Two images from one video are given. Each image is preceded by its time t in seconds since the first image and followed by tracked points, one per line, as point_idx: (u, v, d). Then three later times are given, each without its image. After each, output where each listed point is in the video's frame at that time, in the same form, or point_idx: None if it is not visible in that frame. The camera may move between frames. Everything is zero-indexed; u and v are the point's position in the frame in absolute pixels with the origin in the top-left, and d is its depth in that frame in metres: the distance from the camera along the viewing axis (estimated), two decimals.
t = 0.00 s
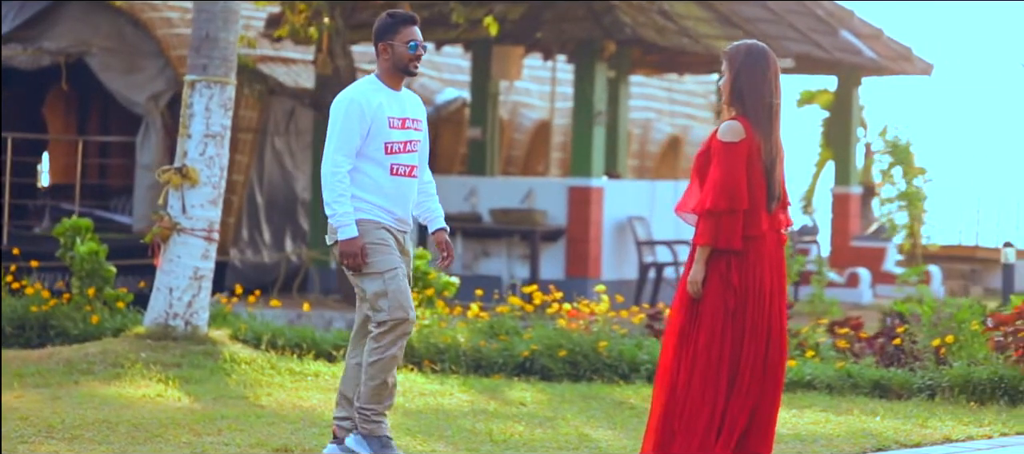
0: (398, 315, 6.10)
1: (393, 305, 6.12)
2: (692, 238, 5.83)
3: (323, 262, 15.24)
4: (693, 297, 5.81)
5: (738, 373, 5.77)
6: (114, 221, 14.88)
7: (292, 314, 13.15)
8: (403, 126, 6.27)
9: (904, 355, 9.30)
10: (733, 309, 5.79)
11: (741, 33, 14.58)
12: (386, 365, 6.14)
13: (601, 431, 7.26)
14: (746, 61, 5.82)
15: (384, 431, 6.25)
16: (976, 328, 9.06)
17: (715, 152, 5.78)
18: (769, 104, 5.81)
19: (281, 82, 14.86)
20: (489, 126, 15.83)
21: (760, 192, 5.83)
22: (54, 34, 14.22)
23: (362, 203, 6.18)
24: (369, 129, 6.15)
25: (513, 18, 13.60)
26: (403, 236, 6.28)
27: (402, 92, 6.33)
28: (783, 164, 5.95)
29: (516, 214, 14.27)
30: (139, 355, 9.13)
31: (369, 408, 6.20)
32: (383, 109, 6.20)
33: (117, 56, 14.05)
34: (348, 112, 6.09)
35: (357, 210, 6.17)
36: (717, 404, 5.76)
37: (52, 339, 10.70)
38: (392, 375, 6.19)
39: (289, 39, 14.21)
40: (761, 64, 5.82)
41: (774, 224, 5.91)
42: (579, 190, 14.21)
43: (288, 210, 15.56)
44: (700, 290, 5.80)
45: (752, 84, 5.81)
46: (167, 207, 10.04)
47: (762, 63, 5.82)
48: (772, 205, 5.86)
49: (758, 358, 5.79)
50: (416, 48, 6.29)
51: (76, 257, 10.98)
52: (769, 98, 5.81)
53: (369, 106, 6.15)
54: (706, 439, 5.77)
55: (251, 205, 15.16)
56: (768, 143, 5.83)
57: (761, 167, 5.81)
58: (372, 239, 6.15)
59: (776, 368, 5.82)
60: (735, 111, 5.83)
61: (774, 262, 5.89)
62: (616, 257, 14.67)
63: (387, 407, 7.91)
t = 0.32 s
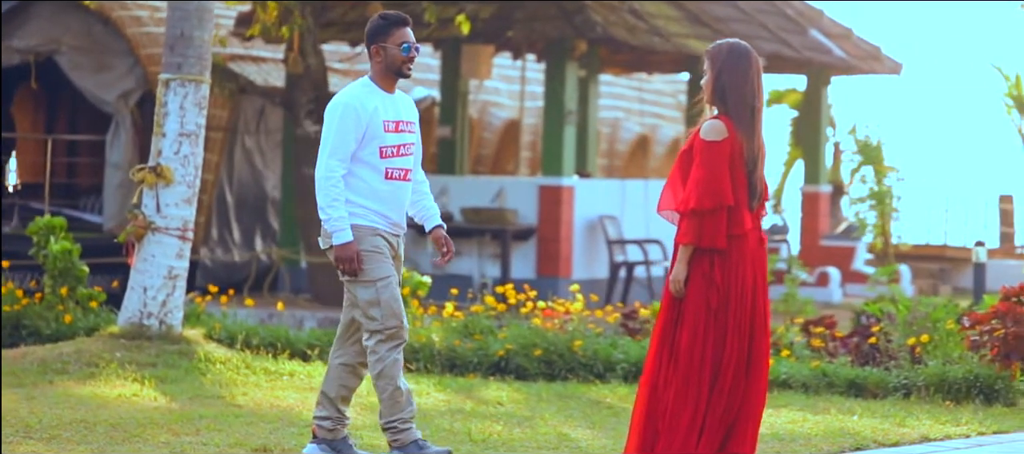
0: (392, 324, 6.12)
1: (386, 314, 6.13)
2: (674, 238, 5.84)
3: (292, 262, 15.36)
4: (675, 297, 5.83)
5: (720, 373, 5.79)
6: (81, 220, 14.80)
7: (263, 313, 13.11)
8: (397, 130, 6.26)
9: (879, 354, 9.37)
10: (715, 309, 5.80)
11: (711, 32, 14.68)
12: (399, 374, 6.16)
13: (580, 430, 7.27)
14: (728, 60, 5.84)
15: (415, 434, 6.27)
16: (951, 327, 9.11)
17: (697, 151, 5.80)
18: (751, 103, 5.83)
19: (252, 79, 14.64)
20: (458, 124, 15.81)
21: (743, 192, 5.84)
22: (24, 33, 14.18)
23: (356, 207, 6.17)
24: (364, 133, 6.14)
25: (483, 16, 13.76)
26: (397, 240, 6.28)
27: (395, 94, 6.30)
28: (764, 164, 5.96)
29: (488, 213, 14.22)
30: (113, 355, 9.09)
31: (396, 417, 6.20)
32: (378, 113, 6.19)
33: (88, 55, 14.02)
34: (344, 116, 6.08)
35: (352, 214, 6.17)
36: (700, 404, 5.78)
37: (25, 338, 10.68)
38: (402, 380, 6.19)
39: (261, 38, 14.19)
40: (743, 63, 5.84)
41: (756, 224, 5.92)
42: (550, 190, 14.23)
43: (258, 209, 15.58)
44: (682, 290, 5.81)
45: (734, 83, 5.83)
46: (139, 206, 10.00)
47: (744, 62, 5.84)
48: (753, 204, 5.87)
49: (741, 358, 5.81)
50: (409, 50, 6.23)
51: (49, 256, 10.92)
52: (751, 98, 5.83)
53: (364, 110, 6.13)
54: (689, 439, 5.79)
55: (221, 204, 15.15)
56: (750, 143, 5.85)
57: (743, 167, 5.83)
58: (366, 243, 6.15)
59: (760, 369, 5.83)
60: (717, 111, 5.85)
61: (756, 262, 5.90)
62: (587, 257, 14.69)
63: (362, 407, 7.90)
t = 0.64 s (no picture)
0: (388, 336, 6.14)
1: (383, 326, 6.14)
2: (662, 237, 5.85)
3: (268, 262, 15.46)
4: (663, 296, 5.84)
5: (709, 372, 5.81)
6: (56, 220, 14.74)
7: (239, 313, 13.08)
8: (397, 133, 6.25)
9: (859, 354, 9.45)
10: (704, 307, 5.82)
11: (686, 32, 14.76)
12: (400, 379, 6.13)
13: (563, 430, 7.28)
14: (716, 59, 5.83)
15: (425, 435, 6.18)
16: (931, 327, 9.16)
17: (686, 150, 5.80)
18: (739, 102, 5.84)
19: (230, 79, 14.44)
20: (433, 124, 15.85)
21: (731, 191, 5.85)
22: None
23: (359, 212, 6.16)
24: (365, 137, 6.13)
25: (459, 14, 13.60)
26: (399, 246, 6.26)
27: (394, 97, 6.29)
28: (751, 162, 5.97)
29: (463, 214, 14.20)
30: (93, 355, 9.05)
31: (402, 421, 6.14)
32: (378, 117, 6.17)
33: (63, 55, 14.00)
34: (345, 121, 6.06)
35: (356, 220, 6.15)
36: (688, 404, 5.80)
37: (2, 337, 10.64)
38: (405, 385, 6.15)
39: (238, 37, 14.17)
40: (732, 62, 5.84)
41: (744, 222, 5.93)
42: (526, 189, 14.23)
43: (233, 208, 15.53)
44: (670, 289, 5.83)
45: (723, 82, 5.83)
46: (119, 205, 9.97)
47: (732, 61, 5.83)
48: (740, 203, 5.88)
49: (729, 356, 5.83)
50: (407, 53, 6.22)
51: (26, 254, 10.87)
52: (739, 96, 5.84)
53: (365, 115, 6.11)
54: (679, 438, 5.80)
55: (196, 203, 15.10)
56: (738, 142, 5.86)
57: (731, 166, 5.83)
58: (369, 251, 6.14)
59: (747, 366, 5.86)
60: (706, 109, 5.85)
61: (744, 260, 5.92)
62: (563, 256, 14.71)
63: (343, 408, 7.89)
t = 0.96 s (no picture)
0: (392, 340, 6.00)
1: (388, 330, 6.00)
2: (651, 237, 5.86)
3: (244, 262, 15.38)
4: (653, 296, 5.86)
5: (700, 374, 5.83)
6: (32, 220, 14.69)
7: (216, 313, 13.04)
8: (397, 132, 6.16)
9: (840, 354, 9.43)
10: (694, 307, 5.84)
11: (662, 31, 14.83)
12: (402, 387, 6.00)
13: (548, 430, 7.28)
14: (705, 59, 5.84)
15: (421, 444, 6.05)
16: (912, 326, 9.22)
17: (675, 150, 5.80)
18: (728, 102, 5.85)
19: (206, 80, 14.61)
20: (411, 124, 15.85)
21: (720, 191, 5.86)
22: None
23: (366, 214, 6.06)
24: (367, 138, 6.04)
25: (436, 15, 13.62)
26: (403, 246, 6.17)
27: (392, 97, 6.20)
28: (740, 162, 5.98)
29: (439, 213, 14.05)
30: (73, 355, 9.01)
31: (399, 428, 6.01)
32: (379, 117, 6.08)
33: (39, 54, 13.96)
34: (347, 122, 5.97)
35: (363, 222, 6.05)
36: (682, 403, 5.82)
37: None
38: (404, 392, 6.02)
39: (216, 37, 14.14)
40: (721, 62, 5.85)
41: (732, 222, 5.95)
42: (502, 188, 14.24)
43: (207, 208, 15.51)
44: (659, 289, 5.84)
45: (712, 82, 5.83)
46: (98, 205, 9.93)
47: (721, 61, 5.84)
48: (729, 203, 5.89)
49: (720, 355, 5.86)
50: (407, 54, 6.15)
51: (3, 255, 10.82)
52: (728, 97, 5.85)
53: (366, 115, 6.02)
54: (673, 438, 5.82)
55: (171, 202, 15.02)
56: (727, 142, 5.86)
57: (721, 166, 5.84)
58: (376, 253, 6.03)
59: (738, 365, 5.90)
60: (695, 109, 5.86)
61: (733, 259, 5.94)
62: (539, 256, 14.73)
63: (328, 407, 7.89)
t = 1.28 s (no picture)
0: (394, 340, 5.93)
1: (390, 330, 5.93)
2: (642, 237, 5.86)
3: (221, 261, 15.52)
4: (645, 296, 5.86)
5: (693, 376, 5.85)
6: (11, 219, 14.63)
7: (193, 313, 13.01)
8: (400, 129, 6.09)
9: (824, 353, 9.46)
10: (686, 306, 5.85)
11: (640, 30, 14.84)
12: (399, 391, 5.95)
13: (534, 430, 7.28)
14: (695, 57, 5.84)
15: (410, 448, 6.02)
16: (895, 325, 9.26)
17: (666, 149, 5.80)
18: (718, 101, 5.85)
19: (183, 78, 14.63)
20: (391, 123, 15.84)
21: (710, 189, 5.87)
22: None
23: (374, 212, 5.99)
24: (373, 135, 5.96)
25: (415, 14, 13.61)
26: (408, 243, 6.11)
27: (394, 94, 6.12)
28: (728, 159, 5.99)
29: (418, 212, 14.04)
30: (55, 355, 8.98)
31: (391, 432, 5.97)
32: (383, 114, 6.00)
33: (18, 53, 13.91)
34: (352, 120, 5.89)
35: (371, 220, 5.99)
36: (678, 402, 5.84)
37: None
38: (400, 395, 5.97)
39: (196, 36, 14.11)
40: (710, 60, 5.85)
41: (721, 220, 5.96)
42: (481, 187, 14.26)
43: (183, 207, 15.43)
44: (651, 289, 5.85)
45: (702, 80, 5.84)
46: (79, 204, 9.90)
47: (711, 59, 5.84)
48: (719, 201, 5.90)
49: (713, 353, 5.88)
50: (408, 51, 6.08)
51: None
52: (719, 95, 5.85)
53: (370, 113, 5.94)
54: (669, 436, 5.84)
55: (147, 201, 14.93)
56: (717, 140, 5.87)
57: (711, 165, 5.85)
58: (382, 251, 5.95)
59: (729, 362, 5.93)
60: (685, 108, 5.85)
61: (722, 256, 5.96)
62: (517, 255, 14.73)
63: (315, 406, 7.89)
